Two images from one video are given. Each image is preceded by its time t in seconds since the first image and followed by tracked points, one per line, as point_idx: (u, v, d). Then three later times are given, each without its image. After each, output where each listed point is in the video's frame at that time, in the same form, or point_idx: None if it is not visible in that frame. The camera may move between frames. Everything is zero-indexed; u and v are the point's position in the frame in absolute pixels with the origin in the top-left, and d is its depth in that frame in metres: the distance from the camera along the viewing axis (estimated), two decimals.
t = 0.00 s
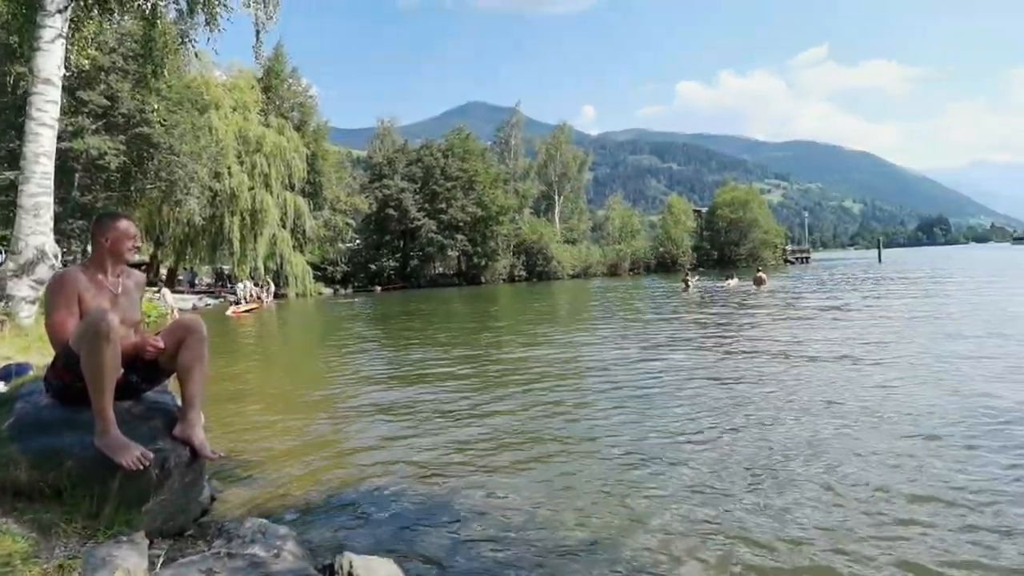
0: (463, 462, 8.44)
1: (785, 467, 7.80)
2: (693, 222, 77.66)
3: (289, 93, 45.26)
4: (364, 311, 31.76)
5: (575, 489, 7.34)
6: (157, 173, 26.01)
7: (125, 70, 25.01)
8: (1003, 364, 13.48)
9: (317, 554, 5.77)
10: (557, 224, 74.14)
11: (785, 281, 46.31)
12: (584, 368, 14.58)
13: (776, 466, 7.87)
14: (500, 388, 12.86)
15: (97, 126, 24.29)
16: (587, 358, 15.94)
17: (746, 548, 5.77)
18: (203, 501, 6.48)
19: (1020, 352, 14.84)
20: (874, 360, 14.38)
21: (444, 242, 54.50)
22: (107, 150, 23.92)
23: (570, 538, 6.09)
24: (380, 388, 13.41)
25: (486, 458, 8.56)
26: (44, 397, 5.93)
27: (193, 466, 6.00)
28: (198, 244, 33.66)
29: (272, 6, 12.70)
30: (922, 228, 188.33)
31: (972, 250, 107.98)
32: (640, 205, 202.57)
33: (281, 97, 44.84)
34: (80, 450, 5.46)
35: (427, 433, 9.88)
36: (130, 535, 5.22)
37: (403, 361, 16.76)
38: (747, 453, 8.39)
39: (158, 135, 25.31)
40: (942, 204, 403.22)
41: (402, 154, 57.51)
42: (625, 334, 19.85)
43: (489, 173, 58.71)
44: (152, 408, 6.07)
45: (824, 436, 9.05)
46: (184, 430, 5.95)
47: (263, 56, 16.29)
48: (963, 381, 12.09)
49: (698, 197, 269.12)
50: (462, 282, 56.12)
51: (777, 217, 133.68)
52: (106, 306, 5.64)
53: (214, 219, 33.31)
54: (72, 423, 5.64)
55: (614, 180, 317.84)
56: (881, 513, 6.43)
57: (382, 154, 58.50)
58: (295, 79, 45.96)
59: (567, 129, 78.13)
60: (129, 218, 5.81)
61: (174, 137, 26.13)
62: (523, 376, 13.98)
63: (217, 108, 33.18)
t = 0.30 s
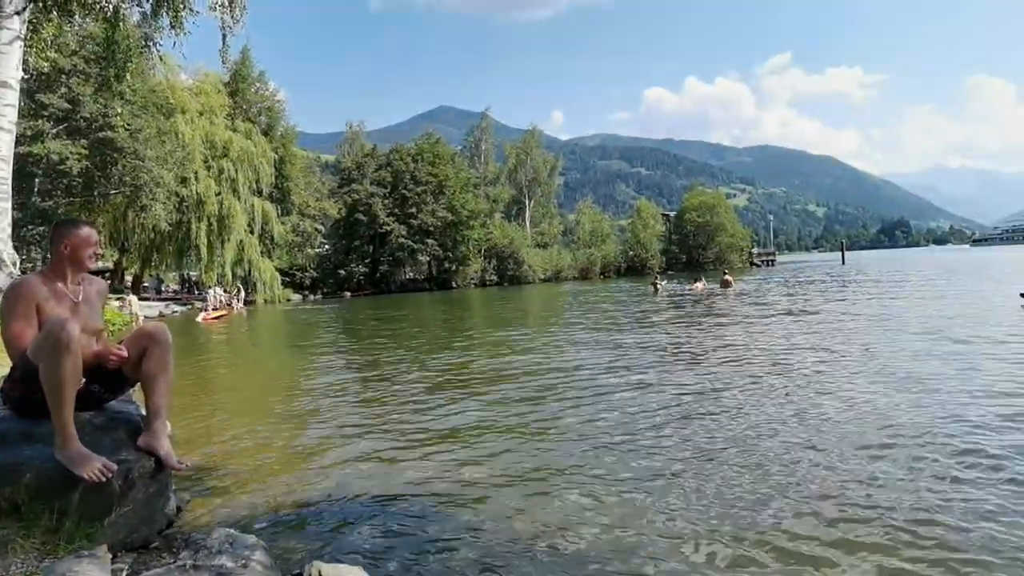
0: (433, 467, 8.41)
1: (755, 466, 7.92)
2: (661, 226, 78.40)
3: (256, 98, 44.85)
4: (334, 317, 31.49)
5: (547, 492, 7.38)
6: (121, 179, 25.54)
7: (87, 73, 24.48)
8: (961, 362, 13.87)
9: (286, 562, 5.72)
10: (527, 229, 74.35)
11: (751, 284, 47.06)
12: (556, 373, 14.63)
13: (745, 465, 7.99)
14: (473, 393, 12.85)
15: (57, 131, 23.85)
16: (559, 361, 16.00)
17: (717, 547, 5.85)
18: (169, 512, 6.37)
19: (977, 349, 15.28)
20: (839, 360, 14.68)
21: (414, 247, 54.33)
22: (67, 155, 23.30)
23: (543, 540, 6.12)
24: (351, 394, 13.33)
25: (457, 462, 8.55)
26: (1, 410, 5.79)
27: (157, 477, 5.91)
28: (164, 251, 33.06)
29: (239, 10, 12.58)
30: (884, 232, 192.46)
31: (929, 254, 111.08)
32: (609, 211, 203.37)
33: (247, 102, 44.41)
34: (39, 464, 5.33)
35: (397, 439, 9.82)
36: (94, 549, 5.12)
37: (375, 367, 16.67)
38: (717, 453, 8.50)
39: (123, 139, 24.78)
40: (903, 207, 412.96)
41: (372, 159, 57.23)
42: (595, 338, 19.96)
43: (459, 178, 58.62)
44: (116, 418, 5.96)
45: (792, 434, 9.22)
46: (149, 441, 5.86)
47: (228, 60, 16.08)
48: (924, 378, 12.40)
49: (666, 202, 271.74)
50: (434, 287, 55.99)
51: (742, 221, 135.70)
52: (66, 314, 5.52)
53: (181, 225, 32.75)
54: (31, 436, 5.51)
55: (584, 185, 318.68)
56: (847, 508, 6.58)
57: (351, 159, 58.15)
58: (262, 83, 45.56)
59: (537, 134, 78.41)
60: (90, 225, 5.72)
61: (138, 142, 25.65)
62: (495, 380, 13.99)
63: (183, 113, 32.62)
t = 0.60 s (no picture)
0: (416, 470, 8.39)
1: (736, 467, 7.95)
2: (643, 228, 78.81)
3: (237, 100, 44.52)
4: (316, 320, 31.33)
5: (530, 495, 7.36)
6: (98, 182, 25.23)
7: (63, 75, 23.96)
8: (940, 361, 14.01)
9: (267, 568, 5.67)
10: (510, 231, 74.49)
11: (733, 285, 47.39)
12: (539, 375, 14.65)
13: (726, 466, 8.03)
14: (457, 396, 12.81)
15: (32, 133, 23.45)
16: (542, 364, 16.02)
17: (698, 549, 5.85)
18: (148, 519, 6.31)
19: (954, 350, 15.45)
20: (820, 361, 14.80)
21: (397, 250, 54.21)
22: (42, 157, 22.72)
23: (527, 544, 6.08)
24: (334, 398, 13.28)
25: (439, 466, 8.53)
26: None
27: (136, 484, 5.84)
28: (144, 255, 32.67)
29: (219, 13, 12.47)
30: (862, 233, 194.59)
31: (907, 254, 112.55)
32: (591, 212, 204.03)
33: (228, 104, 44.05)
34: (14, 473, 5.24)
35: (380, 443, 9.80)
36: (71, 558, 5.05)
37: (359, 370, 16.62)
38: (700, 454, 8.53)
39: (100, 142, 24.46)
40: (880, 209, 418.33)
41: (354, 162, 57.01)
42: (578, 340, 20.03)
43: (442, 180, 58.42)
44: (93, 425, 5.89)
45: (772, 435, 9.26)
46: (127, 447, 5.78)
47: (208, 63, 15.92)
48: (902, 378, 12.53)
49: (648, 204, 273.20)
50: (416, 290, 55.97)
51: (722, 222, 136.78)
52: (42, 319, 5.43)
53: (160, 228, 32.37)
54: (6, 444, 5.42)
55: (566, 187, 320.04)
56: (828, 509, 6.60)
57: (333, 161, 57.85)
58: (242, 85, 45.22)
59: (519, 137, 78.42)
60: (67, 228, 5.65)
61: (116, 144, 25.31)
62: (479, 383, 13.99)
63: (163, 116, 32.05)
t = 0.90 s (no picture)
0: (399, 471, 8.38)
1: (718, 467, 8.01)
2: (626, 229, 79.20)
3: (219, 100, 44.18)
4: (299, 322, 31.18)
5: (513, 496, 7.37)
6: (77, 183, 24.92)
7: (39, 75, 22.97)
8: (918, 360, 14.20)
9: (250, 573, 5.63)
10: (494, 232, 74.57)
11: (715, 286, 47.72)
12: (522, 376, 14.69)
13: (709, 466, 8.08)
14: (441, 396, 12.82)
15: (9, 133, 22.74)
16: (526, 364, 16.06)
17: (680, 549, 5.88)
18: (128, 524, 6.24)
19: (932, 349, 15.67)
20: (800, 360, 14.94)
21: (380, 251, 54.08)
22: (20, 158, 21.88)
23: (510, 546, 6.08)
24: (318, 399, 13.27)
25: (425, 466, 8.53)
26: None
27: (115, 489, 5.77)
28: (125, 256, 32.34)
29: (201, 12, 12.37)
30: (843, 234, 196.51)
31: (886, 254, 113.80)
32: (575, 213, 204.64)
33: (210, 105, 43.71)
34: None
35: (364, 444, 9.78)
36: (49, 565, 4.98)
37: (343, 371, 16.60)
38: (682, 454, 8.58)
39: (79, 142, 24.03)
40: (861, 210, 423.02)
41: (336, 162, 56.76)
42: (560, 341, 20.10)
43: (425, 181, 58.32)
44: (71, 429, 5.82)
45: (755, 434, 9.33)
46: (106, 451, 5.72)
47: (188, 63, 15.77)
48: (881, 377, 12.69)
49: (631, 205, 274.40)
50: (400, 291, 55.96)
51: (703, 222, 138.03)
52: (20, 320, 5.32)
53: (141, 230, 32.01)
54: None
55: (550, 188, 320.62)
56: (808, 507, 6.67)
57: (315, 162, 57.53)
58: (224, 85, 44.89)
59: (503, 138, 78.41)
60: (44, 230, 5.57)
61: (95, 144, 24.96)
62: (463, 384, 14.01)
63: (143, 117, 31.69)
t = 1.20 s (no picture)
0: (382, 472, 8.38)
1: (699, 465, 8.06)
2: (610, 229, 79.46)
3: (201, 99, 43.81)
4: (282, 322, 31.04)
5: (495, 496, 7.39)
6: (55, 182, 24.55)
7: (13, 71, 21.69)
8: (894, 359, 14.39)
9: None
10: (478, 232, 74.57)
11: (696, 285, 48.09)
12: (506, 375, 14.72)
13: (692, 464, 8.14)
14: (426, 396, 12.83)
15: None
16: (509, 365, 16.10)
17: (659, 548, 5.92)
18: (108, 527, 6.19)
19: (908, 348, 15.88)
20: (779, 360, 15.08)
21: (364, 251, 53.88)
22: None
23: (491, 546, 6.08)
24: (301, 400, 13.22)
25: (409, 467, 8.54)
26: None
27: (95, 492, 5.73)
28: (104, 256, 31.95)
29: (182, 11, 12.25)
30: (824, 234, 198.42)
31: (865, 254, 115.02)
32: (558, 212, 204.93)
33: (192, 104, 43.37)
34: None
35: (347, 445, 9.78)
36: (27, 570, 4.93)
37: (326, 372, 16.52)
38: (663, 453, 8.64)
39: (57, 140, 23.46)
40: (842, 210, 427.11)
41: (319, 162, 56.45)
42: (544, 341, 20.14)
43: (408, 181, 58.16)
44: (49, 432, 5.76)
45: (737, 433, 9.40)
46: (85, 454, 5.67)
47: (168, 61, 15.61)
48: (858, 375, 12.84)
49: (614, 205, 275.44)
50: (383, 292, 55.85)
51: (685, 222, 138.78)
52: None
53: (121, 230, 31.65)
54: None
55: (533, 188, 321.01)
56: (785, 505, 6.74)
57: (298, 162, 57.17)
58: (206, 84, 44.55)
59: (486, 138, 78.38)
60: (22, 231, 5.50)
61: (75, 143, 24.58)
62: (447, 383, 14.02)
63: (124, 115, 31.34)
